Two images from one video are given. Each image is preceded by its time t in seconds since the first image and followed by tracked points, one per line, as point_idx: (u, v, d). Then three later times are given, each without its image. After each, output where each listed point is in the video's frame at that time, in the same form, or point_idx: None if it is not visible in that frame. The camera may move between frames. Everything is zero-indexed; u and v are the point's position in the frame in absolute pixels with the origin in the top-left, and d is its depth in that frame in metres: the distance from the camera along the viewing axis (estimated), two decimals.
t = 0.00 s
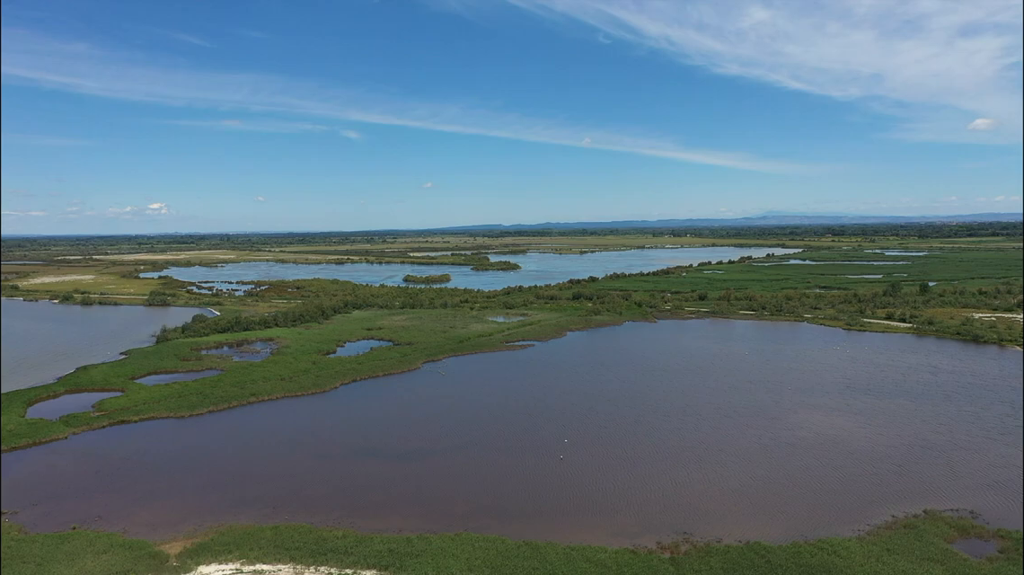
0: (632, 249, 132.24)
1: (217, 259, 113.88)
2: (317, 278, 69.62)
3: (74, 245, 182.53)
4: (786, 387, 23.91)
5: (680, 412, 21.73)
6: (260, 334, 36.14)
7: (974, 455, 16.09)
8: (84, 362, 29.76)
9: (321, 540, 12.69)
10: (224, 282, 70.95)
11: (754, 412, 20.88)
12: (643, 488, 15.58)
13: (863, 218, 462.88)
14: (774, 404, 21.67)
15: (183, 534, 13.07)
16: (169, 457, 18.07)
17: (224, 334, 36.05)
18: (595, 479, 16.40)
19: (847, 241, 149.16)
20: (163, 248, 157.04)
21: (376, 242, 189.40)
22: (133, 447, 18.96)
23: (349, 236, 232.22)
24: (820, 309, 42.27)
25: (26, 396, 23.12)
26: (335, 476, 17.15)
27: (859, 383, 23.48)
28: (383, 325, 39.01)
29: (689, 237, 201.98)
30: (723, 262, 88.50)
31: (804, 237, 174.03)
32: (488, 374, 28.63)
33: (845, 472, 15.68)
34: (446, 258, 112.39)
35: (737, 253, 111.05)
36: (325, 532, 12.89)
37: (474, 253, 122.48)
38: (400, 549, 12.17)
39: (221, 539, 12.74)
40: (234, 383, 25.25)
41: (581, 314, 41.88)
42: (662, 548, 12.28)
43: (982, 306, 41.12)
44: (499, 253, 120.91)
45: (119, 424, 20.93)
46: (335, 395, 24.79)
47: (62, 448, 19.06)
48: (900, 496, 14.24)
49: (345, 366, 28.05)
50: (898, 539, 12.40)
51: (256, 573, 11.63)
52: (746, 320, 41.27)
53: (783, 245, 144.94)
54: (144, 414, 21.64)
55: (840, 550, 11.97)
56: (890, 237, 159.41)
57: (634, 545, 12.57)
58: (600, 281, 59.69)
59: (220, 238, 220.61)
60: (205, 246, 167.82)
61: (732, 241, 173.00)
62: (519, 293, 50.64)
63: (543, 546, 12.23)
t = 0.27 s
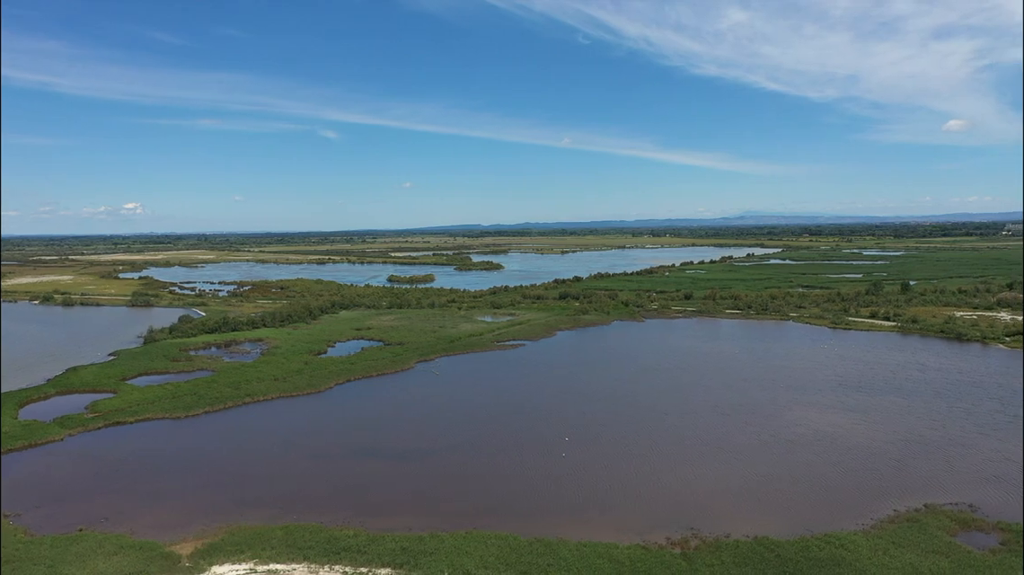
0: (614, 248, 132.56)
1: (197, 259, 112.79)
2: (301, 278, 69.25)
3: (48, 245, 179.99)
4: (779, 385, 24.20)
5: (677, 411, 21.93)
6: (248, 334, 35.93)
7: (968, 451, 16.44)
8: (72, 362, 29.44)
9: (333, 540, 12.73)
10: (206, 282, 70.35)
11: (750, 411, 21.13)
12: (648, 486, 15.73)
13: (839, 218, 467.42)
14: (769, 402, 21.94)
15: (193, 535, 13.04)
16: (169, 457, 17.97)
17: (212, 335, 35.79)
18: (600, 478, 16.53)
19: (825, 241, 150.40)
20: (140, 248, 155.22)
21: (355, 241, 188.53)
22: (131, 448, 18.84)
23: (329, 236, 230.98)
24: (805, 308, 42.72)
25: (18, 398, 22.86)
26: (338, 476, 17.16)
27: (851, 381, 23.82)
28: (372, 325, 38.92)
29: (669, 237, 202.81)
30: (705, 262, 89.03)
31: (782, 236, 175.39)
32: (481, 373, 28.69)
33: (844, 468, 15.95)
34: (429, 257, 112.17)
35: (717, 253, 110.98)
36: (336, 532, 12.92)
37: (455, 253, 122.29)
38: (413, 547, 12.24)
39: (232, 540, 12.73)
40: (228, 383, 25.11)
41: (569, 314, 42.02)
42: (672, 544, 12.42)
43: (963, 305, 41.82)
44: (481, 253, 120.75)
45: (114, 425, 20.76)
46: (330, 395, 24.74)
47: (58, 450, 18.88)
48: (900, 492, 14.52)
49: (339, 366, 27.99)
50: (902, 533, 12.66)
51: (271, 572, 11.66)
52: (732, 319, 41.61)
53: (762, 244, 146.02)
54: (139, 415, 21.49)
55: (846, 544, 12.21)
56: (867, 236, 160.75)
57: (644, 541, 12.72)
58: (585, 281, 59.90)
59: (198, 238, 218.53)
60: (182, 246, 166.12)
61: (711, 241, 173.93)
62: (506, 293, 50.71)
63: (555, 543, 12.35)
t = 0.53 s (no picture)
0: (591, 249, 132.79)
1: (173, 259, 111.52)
2: (281, 278, 68.79)
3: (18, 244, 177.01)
4: (770, 383, 24.49)
5: (671, 409, 22.15)
6: (234, 335, 35.66)
7: (960, 445, 16.79)
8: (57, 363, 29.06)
9: (341, 538, 12.74)
10: (185, 282, 69.66)
11: (743, 409, 21.38)
12: (649, 483, 15.91)
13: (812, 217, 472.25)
14: (761, 400, 22.22)
15: (200, 536, 12.99)
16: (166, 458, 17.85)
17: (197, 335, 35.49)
18: (601, 476, 16.69)
19: (800, 241, 151.89)
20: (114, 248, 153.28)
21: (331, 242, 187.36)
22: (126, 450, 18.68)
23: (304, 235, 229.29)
24: (787, 307, 43.21)
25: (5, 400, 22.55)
26: (339, 475, 17.16)
27: (839, 378, 24.17)
28: (358, 325, 38.78)
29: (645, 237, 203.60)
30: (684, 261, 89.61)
31: (757, 236, 176.91)
32: (472, 372, 28.73)
33: (840, 464, 16.23)
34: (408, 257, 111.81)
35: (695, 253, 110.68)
36: (345, 530, 12.94)
37: (434, 253, 121.97)
38: (423, 545, 12.29)
39: (240, 540, 12.71)
40: (219, 384, 24.94)
41: (555, 313, 42.15)
42: (678, 540, 12.59)
43: (941, 303, 42.56)
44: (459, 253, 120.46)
45: (107, 427, 20.56)
46: (323, 395, 24.66)
47: (51, 453, 18.67)
48: (897, 486, 14.80)
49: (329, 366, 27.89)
50: (902, 526, 12.93)
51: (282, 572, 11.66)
52: (716, 318, 41.97)
53: (739, 244, 147.24)
54: (131, 416, 21.29)
55: (849, 537, 12.45)
56: (841, 236, 162.23)
57: (651, 537, 12.88)
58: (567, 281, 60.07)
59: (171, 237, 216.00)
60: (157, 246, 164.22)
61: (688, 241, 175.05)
62: (490, 292, 50.73)
63: (564, 539, 12.47)
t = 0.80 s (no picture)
0: (567, 249, 133.16)
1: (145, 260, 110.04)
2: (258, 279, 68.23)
3: None
4: (759, 381, 24.82)
5: (662, 406, 22.39)
6: (217, 336, 35.35)
7: (948, 440, 17.18)
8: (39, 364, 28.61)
9: (347, 537, 12.74)
10: (160, 283, 68.83)
11: (733, 406, 21.67)
12: (646, 480, 16.10)
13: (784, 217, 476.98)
14: (750, 397, 22.54)
15: (203, 537, 12.92)
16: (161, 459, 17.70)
17: (179, 336, 35.13)
18: (598, 474, 16.85)
19: (774, 241, 153.46)
20: (84, 249, 150.97)
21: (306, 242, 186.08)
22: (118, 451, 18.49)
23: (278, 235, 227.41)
24: (768, 305, 43.76)
25: None
26: (336, 475, 17.15)
27: (825, 375, 24.58)
28: (342, 325, 38.61)
29: (620, 237, 204.53)
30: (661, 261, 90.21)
31: (731, 236, 178.50)
32: (461, 371, 28.76)
33: (834, 458, 16.54)
34: (385, 257, 111.42)
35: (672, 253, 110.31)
36: (351, 529, 12.95)
37: (411, 253, 121.66)
38: (430, 542, 12.34)
39: (246, 539, 12.67)
40: (206, 385, 24.73)
41: (538, 312, 42.28)
42: (682, 534, 12.76)
43: (917, 302, 43.33)
44: (436, 253, 120.37)
45: (96, 429, 20.32)
46: (313, 395, 24.56)
47: (42, 456, 18.46)
48: (891, 479, 15.11)
49: (317, 366, 27.77)
50: (899, 518, 13.22)
51: (290, 572, 11.65)
52: (699, 317, 42.33)
53: (713, 244, 148.46)
54: (120, 418, 21.05)
55: (848, 530, 12.71)
56: (813, 236, 164.03)
57: (654, 531, 13.05)
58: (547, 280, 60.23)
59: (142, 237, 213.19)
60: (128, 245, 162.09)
61: (663, 241, 176.18)
62: (472, 292, 50.75)
63: (571, 535, 12.58)
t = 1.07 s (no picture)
0: (543, 248, 133.46)
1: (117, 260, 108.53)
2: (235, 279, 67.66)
3: None
4: (746, 379, 25.12)
5: (653, 405, 22.61)
6: (199, 336, 35.03)
7: (935, 435, 17.57)
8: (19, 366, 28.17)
9: (352, 537, 12.74)
10: (135, 283, 67.97)
11: (723, 404, 21.93)
12: (643, 479, 16.28)
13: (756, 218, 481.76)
14: (739, 395, 22.83)
15: (206, 538, 12.86)
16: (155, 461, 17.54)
17: (161, 337, 34.76)
18: (595, 472, 17.01)
19: (746, 240, 154.71)
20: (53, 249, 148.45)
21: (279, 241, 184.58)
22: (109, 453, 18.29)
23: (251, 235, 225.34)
24: (747, 305, 44.27)
25: None
26: (333, 476, 17.13)
27: (810, 373, 24.96)
28: (325, 325, 38.44)
29: (595, 237, 205.41)
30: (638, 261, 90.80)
31: (705, 236, 180.03)
32: (448, 372, 28.78)
33: (825, 454, 16.83)
34: (362, 257, 110.96)
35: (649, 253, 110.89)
36: (355, 528, 12.95)
37: (387, 253, 121.25)
38: (436, 540, 12.38)
39: (250, 540, 12.63)
40: (193, 386, 24.51)
41: (520, 312, 42.40)
42: (683, 529, 12.93)
43: (893, 300, 44.12)
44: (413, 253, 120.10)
45: (84, 431, 20.07)
46: (302, 396, 24.46)
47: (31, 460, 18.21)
48: (883, 474, 15.41)
49: (304, 367, 27.63)
50: (894, 512, 13.50)
51: (297, 572, 11.64)
52: (680, 316, 42.72)
53: (688, 244, 149.61)
54: (108, 420, 20.81)
55: (846, 524, 12.96)
56: (785, 236, 165.95)
57: (656, 527, 13.21)
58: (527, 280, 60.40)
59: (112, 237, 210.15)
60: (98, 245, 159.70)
61: (638, 241, 177.16)
62: (453, 292, 50.75)
63: (575, 532, 12.69)
